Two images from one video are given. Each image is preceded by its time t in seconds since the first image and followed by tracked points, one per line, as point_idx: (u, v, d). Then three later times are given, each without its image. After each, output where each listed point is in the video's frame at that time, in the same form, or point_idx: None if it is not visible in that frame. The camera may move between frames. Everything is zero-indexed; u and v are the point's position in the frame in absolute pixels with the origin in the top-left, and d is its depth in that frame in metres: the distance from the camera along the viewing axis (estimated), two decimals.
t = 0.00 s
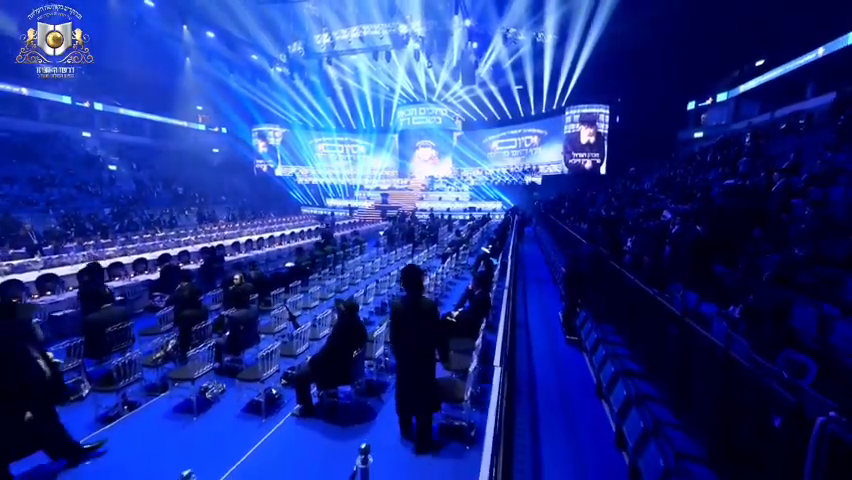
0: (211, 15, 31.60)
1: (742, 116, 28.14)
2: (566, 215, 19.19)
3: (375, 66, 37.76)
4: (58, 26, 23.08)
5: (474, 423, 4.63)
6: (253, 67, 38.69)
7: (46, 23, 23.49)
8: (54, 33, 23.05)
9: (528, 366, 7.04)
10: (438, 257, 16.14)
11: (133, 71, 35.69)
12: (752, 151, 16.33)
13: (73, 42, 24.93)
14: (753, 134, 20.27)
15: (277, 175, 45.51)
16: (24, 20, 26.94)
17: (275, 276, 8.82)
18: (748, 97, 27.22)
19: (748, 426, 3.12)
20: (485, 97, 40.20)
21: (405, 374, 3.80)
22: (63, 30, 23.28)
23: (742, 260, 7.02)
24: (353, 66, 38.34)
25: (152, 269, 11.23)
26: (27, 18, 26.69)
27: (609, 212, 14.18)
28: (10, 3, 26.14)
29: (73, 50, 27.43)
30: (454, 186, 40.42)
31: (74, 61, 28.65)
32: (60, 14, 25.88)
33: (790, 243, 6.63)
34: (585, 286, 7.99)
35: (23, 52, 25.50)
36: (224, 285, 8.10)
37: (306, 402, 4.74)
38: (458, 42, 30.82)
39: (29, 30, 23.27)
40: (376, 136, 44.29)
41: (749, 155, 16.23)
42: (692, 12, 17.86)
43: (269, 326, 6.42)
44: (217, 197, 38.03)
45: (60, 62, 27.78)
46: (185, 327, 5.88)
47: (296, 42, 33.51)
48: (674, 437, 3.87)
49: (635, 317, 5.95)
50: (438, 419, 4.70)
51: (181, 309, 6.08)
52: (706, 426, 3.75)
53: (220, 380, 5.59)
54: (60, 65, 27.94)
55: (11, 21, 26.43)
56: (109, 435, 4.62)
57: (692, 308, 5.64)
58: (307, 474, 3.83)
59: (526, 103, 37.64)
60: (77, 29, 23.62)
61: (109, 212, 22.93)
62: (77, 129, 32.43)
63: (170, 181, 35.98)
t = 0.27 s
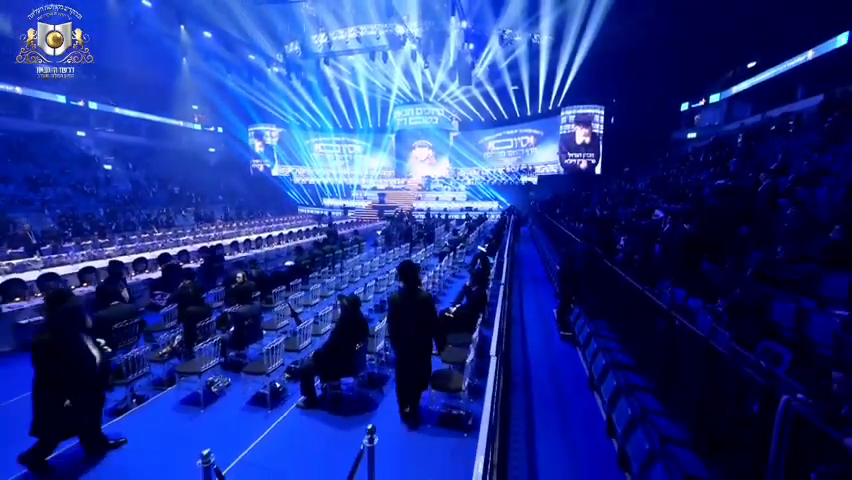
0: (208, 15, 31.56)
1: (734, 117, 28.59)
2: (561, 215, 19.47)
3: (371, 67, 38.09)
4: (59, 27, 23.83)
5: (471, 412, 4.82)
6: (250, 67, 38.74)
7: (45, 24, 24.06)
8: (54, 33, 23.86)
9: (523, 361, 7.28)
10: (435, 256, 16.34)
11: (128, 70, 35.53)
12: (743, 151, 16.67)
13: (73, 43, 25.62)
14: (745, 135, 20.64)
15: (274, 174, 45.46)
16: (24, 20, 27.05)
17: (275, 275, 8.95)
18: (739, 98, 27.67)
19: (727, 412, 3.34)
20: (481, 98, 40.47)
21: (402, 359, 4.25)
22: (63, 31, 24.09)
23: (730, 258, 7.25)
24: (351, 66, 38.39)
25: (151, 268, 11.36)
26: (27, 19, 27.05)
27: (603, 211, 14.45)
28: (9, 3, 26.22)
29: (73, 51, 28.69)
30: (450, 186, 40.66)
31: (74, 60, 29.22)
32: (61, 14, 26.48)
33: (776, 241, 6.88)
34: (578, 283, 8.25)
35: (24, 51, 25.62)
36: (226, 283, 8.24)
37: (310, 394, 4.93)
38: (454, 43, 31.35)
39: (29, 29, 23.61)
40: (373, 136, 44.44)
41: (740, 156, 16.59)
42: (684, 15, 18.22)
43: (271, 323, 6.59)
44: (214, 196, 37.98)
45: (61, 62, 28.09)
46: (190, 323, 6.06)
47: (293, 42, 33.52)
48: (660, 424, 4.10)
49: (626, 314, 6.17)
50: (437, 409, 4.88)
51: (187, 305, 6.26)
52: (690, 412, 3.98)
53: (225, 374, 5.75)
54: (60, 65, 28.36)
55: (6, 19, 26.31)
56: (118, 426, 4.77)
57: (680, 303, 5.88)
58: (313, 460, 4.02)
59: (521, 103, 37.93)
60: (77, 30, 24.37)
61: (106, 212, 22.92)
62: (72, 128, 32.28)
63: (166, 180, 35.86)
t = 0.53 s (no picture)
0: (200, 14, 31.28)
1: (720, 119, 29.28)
2: (553, 214, 19.80)
3: (365, 67, 38.08)
4: (59, 27, 23.35)
5: (466, 403, 5.03)
6: (242, 66, 38.50)
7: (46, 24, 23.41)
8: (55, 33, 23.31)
9: (516, 356, 7.52)
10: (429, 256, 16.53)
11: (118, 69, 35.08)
12: (728, 153, 17.18)
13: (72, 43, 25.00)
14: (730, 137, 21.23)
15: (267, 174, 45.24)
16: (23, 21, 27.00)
17: (273, 274, 9.07)
18: (725, 101, 28.35)
19: (702, 396, 3.60)
20: (474, 98, 40.75)
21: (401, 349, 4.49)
22: (64, 31, 23.58)
23: (712, 255, 7.58)
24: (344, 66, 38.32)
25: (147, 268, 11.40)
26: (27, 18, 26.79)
27: (593, 211, 14.79)
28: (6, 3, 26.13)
29: (74, 50, 27.83)
30: (444, 186, 40.89)
31: (74, 60, 28.58)
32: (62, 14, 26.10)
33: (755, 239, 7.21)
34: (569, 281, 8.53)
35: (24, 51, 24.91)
36: (224, 282, 8.34)
37: (312, 387, 5.10)
38: (448, 45, 31.55)
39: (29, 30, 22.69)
40: (366, 136, 44.44)
41: (724, 158, 17.11)
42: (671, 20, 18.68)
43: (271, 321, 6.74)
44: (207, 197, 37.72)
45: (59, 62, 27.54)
46: (190, 321, 6.19)
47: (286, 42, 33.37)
48: (644, 411, 4.37)
49: (613, 309, 6.44)
50: (433, 400, 5.09)
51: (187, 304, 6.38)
52: (670, 399, 4.26)
53: (226, 370, 5.89)
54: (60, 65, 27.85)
55: None
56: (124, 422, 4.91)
57: (664, 298, 6.17)
58: (316, 449, 4.21)
59: (514, 104, 38.30)
60: (77, 30, 23.71)
61: (97, 213, 22.72)
62: (60, 127, 31.81)
63: (157, 180, 35.53)
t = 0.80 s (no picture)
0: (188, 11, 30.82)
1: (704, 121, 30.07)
2: (543, 214, 20.14)
3: (356, 67, 37.97)
4: (59, 27, 22.75)
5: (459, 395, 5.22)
6: (231, 65, 38.06)
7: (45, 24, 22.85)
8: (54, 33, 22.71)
9: (507, 352, 7.75)
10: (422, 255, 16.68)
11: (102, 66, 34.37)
12: (710, 154, 17.73)
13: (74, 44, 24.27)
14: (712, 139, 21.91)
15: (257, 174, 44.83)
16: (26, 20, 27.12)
17: (267, 274, 9.11)
18: (709, 103, 29.13)
19: (679, 382, 3.87)
20: (465, 99, 40.91)
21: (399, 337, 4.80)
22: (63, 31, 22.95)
23: (693, 253, 7.91)
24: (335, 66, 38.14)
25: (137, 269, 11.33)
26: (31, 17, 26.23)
27: (582, 211, 15.13)
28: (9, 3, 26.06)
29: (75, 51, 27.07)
30: (435, 186, 41.09)
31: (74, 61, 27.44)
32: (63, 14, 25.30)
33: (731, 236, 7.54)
34: (557, 279, 8.79)
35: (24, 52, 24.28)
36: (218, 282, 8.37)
37: (309, 383, 5.23)
38: (439, 46, 31.69)
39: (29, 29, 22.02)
40: (358, 136, 44.38)
41: (707, 159, 17.66)
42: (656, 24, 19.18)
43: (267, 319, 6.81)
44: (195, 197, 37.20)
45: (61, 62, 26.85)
46: (186, 320, 6.25)
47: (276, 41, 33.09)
48: (627, 400, 4.62)
49: (598, 305, 6.70)
50: (428, 393, 5.27)
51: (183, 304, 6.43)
52: (651, 388, 4.52)
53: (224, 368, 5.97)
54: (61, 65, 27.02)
55: None
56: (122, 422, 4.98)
57: (647, 294, 6.46)
58: (316, 442, 4.34)
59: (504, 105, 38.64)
60: (78, 30, 22.98)
61: (83, 213, 22.31)
62: (42, 126, 31.09)
63: (144, 180, 34.96)
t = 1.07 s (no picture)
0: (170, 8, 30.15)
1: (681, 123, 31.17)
2: (528, 213, 20.60)
3: (343, 67, 37.78)
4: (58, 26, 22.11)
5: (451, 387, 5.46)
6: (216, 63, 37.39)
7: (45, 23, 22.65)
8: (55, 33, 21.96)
9: (495, 347, 8.02)
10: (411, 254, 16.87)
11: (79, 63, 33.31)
12: (687, 156, 18.48)
13: (72, 43, 23.94)
14: (689, 141, 22.81)
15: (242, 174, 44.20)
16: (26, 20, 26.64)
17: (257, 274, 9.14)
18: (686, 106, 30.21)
19: (652, 368, 4.19)
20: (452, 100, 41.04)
21: (397, 321, 5.67)
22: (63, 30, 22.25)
23: (669, 250, 8.35)
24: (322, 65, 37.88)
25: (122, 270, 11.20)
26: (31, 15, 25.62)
27: (566, 210, 15.58)
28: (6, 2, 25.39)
29: (72, 50, 26.89)
30: (423, 186, 41.30)
31: (75, 61, 27.02)
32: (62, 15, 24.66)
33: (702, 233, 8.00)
34: (542, 276, 9.12)
35: (25, 51, 23.87)
36: (208, 283, 8.39)
37: (305, 377, 5.39)
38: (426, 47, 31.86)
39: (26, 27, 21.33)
40: (345, 136, 44.22)
41: (683, 160, 18.43)
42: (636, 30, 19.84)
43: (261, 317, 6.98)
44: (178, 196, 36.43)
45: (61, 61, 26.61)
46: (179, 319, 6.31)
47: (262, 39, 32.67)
48: (607, 387, 4.94)
49: (580, 300, 7.04)
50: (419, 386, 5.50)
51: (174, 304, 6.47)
52: (628, 375, 4.85)
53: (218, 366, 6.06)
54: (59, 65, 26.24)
55: None
56: (116, 421, 5.02)
57: (626, 288, 6.84)
58: (313, 433, 4.51)
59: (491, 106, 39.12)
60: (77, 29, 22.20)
61: (61, 214, 21.67)
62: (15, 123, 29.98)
63: (125, 180, 34.09)
